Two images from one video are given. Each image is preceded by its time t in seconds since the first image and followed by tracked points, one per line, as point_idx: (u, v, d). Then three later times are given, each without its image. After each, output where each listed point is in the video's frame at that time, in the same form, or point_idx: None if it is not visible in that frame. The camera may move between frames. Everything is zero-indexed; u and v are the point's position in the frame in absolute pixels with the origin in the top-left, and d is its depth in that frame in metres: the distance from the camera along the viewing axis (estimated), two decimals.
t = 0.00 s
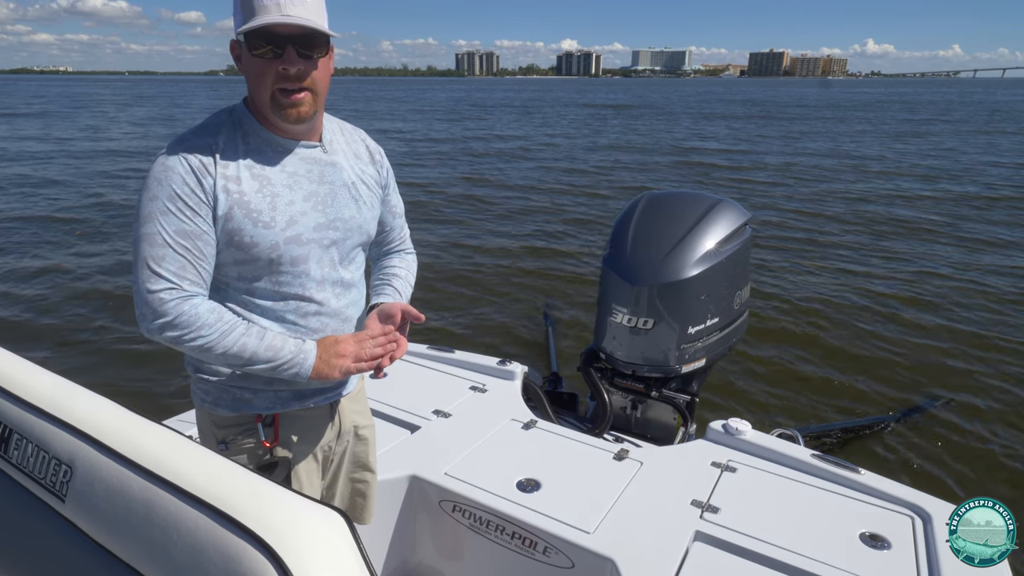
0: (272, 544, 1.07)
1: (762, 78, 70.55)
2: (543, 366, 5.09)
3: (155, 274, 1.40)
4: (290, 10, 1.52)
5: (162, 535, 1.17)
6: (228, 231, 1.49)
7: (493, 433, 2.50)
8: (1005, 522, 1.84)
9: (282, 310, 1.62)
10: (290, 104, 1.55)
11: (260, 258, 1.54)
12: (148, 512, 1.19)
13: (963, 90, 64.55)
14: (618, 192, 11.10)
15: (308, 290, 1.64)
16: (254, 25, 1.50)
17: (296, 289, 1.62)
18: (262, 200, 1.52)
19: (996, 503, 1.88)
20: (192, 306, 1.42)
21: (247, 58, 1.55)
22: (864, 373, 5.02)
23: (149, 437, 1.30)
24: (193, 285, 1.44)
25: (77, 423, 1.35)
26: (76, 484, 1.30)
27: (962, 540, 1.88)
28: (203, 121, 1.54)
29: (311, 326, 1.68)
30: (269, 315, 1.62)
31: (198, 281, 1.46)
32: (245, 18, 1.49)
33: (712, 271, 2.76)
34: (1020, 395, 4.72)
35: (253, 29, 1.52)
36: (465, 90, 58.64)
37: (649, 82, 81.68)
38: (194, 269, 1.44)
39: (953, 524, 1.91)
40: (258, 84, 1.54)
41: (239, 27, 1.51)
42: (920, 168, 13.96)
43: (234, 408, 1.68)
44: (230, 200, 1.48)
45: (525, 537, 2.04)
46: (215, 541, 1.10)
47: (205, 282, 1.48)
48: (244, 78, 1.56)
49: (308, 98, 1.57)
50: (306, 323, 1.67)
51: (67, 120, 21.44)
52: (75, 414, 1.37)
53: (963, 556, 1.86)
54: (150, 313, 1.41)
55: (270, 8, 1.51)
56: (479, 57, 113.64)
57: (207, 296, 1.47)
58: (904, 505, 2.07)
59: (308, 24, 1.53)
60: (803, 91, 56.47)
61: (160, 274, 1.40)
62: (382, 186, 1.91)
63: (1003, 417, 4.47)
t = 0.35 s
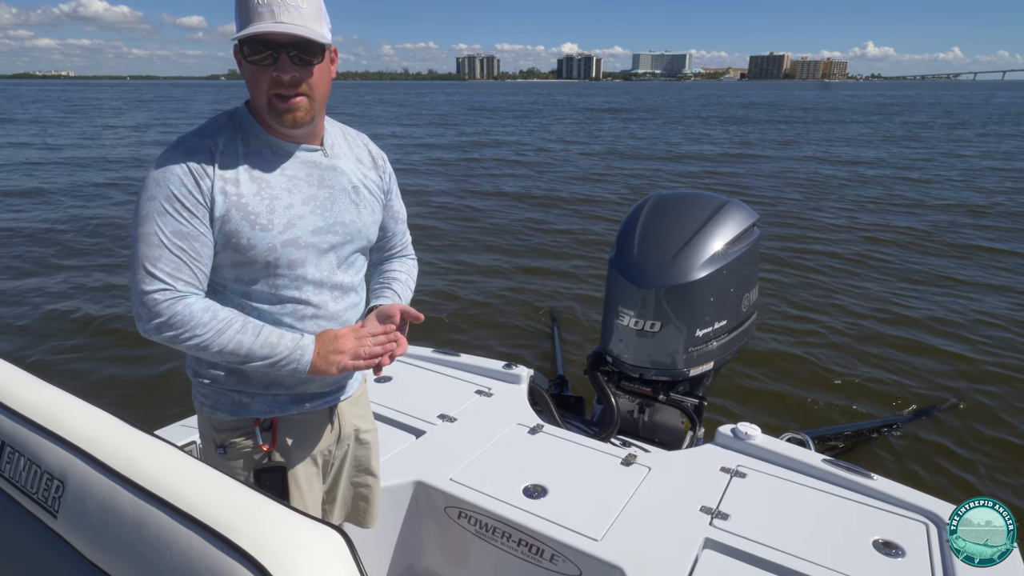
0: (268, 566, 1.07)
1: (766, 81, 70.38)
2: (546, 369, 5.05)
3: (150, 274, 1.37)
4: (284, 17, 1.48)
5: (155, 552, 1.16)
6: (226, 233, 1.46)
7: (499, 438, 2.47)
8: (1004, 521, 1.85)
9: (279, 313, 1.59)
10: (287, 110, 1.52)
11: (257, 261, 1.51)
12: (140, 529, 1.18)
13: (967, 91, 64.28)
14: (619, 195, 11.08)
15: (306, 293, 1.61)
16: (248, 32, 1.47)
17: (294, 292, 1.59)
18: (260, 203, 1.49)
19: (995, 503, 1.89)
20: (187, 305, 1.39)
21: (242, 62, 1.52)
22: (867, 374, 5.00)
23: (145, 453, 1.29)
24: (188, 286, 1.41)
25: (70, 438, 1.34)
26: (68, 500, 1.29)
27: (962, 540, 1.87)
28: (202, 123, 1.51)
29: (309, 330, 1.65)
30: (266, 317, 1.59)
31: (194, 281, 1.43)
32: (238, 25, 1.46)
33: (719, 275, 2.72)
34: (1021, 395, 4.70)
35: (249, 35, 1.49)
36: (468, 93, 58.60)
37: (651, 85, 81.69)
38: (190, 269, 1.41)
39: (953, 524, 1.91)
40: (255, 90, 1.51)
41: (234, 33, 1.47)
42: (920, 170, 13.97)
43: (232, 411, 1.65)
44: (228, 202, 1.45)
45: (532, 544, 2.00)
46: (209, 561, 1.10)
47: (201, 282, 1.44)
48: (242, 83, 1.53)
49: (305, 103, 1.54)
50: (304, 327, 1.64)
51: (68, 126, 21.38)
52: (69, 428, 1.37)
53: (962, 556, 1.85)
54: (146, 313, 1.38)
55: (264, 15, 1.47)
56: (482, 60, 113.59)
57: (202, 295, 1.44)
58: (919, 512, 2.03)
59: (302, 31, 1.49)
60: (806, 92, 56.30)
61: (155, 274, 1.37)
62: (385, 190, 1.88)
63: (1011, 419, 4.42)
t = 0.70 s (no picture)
0: None
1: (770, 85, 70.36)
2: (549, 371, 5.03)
3: (157, 276, 1.36)
4: (294, 13, 1.46)
5: (158, 565, 1.14)
6: (232, 232, 1.44)
7: (505, 440, 2.44)
8: (1004, 522, 1.85)
9: (285, 313, 1.57)
10: (293, 107, 1.50)
11: (263, 260, 1.49)
12: (143, 540, 1.16)
13: (972, 96, 64.16)
14: (620, 199, 11.09)
15: (312, 291, 1.59)
16: (257, 27, 1.45)
17: (300, 290, 1.57)
18: (267, 201, 1.47)
19: (995, 503, 1.88)
20: (192, 312, 1.38)
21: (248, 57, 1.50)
22: (870, 377, 4.99)
23: (147, 461, 1.27)
24: (194, 288, 1.39)
25: (72, 443, 1.33)
26: (70, 507, 1.28)
27: (962, 540, 1.88)
28: (207, 121, 1.48)
29: (315, 329, 1.64)
30: (271, 317, 1.57)
31: (200, 283, 1.41)
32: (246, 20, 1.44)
33: (728, 278, 2.69)
34: None
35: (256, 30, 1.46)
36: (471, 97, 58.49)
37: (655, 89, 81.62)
38: (197, 272, 1.39)
39: (953, 524, 1.91)
40: (260, 86, 1.49)
41: (241, 29, 1.45)
42: (922, 175, 13.97)
43: (238, 413, 1.63)
44: (234, 201, 1.43)
45: (538, 548, 1.98)
46: None
47: (207, 284, 1.43)
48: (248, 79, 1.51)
49: (311, 101, 1.52)
50: (310, 325, 1.62)
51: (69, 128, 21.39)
52: (71, 433, 1.35)
53: (962, 556, 1.85)
54: (152, 314, 1.37)
55: (273, 10, 1.45)
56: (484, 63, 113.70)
57: (209, 302, 1.42)
58: (932, 522, 2.00)
59: (311, 27, 1.47)
60: (809, 96, 56.21)
61: (161, 275, 1.36)
62: (389, 188, 1.86)
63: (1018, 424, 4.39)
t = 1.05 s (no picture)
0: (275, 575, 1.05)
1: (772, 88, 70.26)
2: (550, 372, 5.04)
3: (139, 269, 1.36)
4: (301, 13, 1.47)
5: (161, 558, 1.15)
6: (235, 228, 1.45)
7: (506, 439, 2.45)
8: (1005, 522, 1.84)
9: (288, 309, 1.58)
10: (297, 107, 1.50)
11: (266, 258, 1.50)
12: (146, 533, 1.18)
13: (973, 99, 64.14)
14: (621, 201, 11.09)
15: (313, 288, 1.60)
16: (262, 27, 1.45)
17: (301, 287, 1.58)
18: (271, 198, 1.48)
19: (995, 503, 1.87)
20: (170, 310, 1.37)
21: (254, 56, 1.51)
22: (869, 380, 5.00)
23: (150, 454, 1.28)
24: (177, 286, 1.39)
25: (75, 436, 1.34)
26: (73, 500, 1.29)
27: (962, 540, 1.88)
28: (209, 116, 1.48)
29: (316, 325, 1.65)
30: (273, 315, 1.57)
31: (183, 281, 1.41)
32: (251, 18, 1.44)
33: (732, 279, 2.69)
34: None
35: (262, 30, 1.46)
36: (472, 97, 58.50)
37: (656, 90, 81.62)
38: (181, 269, 1.39)
39: (953, 524, 1.90)
40: (264, 85, 1.49)
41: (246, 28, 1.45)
42: (921, 178, 13.99)
43: (237, 411, 1.63)
44: (237, 197, 1.43)
45: (537, 547, 1.98)
46: (217, 570, 1.09)
47: (192, 280, 1.42)
48: (251, 76, 1.51)
49: (316, 102, 1.52)
50: (312, 321, 1.64)
51: (69, 128, 21.37)
52: (74, 426, 1.36)
53: (962, 556, 1.86)
54: (130, 307, 1.37)
55: (280, 10, 1.47)
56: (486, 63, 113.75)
57: (189, 302, 1.42)
58: (931, 526, 2.00)
59: (318, 30, 1.48)
60: (811, 98, 56.17)
61: (144, 269, 1.35)
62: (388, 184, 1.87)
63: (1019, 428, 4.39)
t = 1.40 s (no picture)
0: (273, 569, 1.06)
1: (767, 86, 70.43)
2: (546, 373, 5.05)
3: (166, 272, 1.35)
4: (323, 21, 1.46)
5: (160, 554, 1.16)
6: (249, 229, 1.45)
7: (503, 440, 2.46)
8: (1005, 522, 1.87)
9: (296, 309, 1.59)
10: (308, 112, 1.51)
11: (277, 258, 1.51)
12: (146, 530, 1.18)
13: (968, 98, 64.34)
14: (615, 199, 11.08)
15: (320, 287, 1.62)
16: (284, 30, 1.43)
17: (310, 286, 1.59)
18: (283, 199, 1.49)
19: (996, 504, 1.90)
20: (198, 317, 1.38)
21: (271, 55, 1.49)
22: (865, 381, 5.03)
23: (151, 451, 1.29)
24: (203, 287, 1.39)
25: (75, 434, 1.35)
26: (73, 497, 1.30)
27: (962, 540, 1.91)
28: (218, 114, 1.47)
29: (322, 323, 1.67)
30: (281, 314, 1.58)
31: (208, 283, 1.41)
32: (274, 21, 1.43)
33: (730, 281, 2.71)
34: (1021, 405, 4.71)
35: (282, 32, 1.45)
36: (466, 95, 58.33)
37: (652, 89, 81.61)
38: (206, 271, 1.39)
39: (953, 524, 1.93)
40: (278, 87, 1.49)
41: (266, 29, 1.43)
42: (913, 176, 14.04)
43: (240, 413, 1.64)
44: (252, 197, 1.44)
45: (534, 548, 1.99)
46: (216, 566, 1.10)
47: (215, 281, 1.43)
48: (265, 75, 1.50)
49: (327, 108, 1.53)
50: (318, 320, 1.65)
51: (56, 125, 21.15)
52: (74, 424, 1.37)
53: (963, 556, 1.89)
54: (156, 312, 1.36)
55: (302, 15, 1.46)
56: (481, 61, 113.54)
57: (214, 309, 1.42)
58: (925, 527, 2.02)
59: (339, 38, 1.47)
60: (805, 96, 56.31)
61: (170, 272, 1.35)
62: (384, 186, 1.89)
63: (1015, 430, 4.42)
